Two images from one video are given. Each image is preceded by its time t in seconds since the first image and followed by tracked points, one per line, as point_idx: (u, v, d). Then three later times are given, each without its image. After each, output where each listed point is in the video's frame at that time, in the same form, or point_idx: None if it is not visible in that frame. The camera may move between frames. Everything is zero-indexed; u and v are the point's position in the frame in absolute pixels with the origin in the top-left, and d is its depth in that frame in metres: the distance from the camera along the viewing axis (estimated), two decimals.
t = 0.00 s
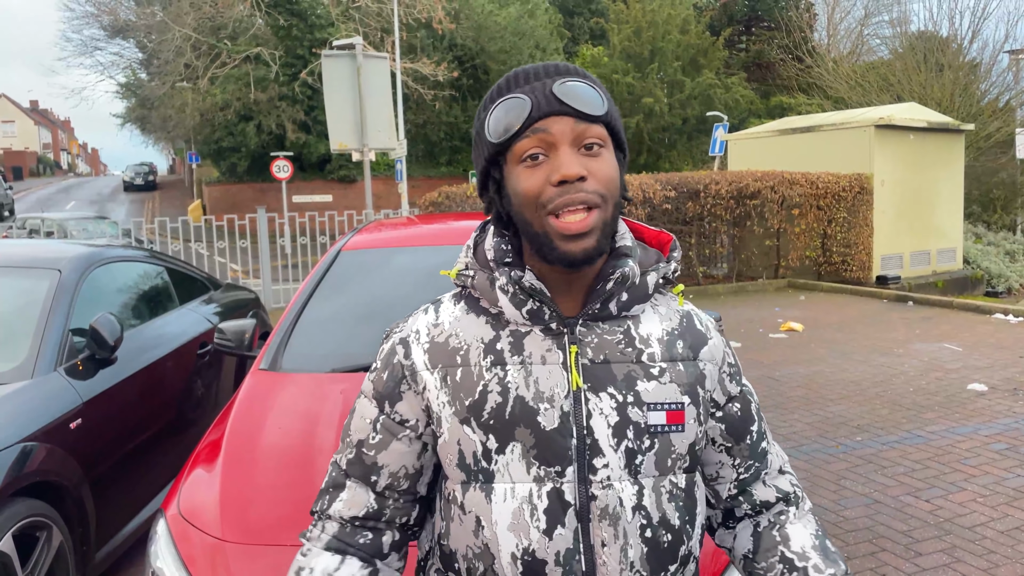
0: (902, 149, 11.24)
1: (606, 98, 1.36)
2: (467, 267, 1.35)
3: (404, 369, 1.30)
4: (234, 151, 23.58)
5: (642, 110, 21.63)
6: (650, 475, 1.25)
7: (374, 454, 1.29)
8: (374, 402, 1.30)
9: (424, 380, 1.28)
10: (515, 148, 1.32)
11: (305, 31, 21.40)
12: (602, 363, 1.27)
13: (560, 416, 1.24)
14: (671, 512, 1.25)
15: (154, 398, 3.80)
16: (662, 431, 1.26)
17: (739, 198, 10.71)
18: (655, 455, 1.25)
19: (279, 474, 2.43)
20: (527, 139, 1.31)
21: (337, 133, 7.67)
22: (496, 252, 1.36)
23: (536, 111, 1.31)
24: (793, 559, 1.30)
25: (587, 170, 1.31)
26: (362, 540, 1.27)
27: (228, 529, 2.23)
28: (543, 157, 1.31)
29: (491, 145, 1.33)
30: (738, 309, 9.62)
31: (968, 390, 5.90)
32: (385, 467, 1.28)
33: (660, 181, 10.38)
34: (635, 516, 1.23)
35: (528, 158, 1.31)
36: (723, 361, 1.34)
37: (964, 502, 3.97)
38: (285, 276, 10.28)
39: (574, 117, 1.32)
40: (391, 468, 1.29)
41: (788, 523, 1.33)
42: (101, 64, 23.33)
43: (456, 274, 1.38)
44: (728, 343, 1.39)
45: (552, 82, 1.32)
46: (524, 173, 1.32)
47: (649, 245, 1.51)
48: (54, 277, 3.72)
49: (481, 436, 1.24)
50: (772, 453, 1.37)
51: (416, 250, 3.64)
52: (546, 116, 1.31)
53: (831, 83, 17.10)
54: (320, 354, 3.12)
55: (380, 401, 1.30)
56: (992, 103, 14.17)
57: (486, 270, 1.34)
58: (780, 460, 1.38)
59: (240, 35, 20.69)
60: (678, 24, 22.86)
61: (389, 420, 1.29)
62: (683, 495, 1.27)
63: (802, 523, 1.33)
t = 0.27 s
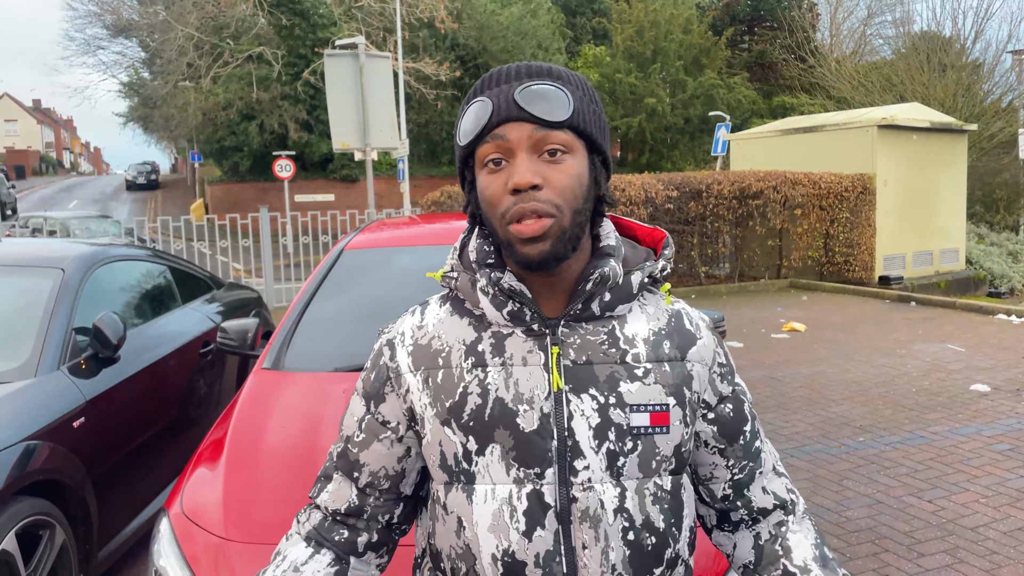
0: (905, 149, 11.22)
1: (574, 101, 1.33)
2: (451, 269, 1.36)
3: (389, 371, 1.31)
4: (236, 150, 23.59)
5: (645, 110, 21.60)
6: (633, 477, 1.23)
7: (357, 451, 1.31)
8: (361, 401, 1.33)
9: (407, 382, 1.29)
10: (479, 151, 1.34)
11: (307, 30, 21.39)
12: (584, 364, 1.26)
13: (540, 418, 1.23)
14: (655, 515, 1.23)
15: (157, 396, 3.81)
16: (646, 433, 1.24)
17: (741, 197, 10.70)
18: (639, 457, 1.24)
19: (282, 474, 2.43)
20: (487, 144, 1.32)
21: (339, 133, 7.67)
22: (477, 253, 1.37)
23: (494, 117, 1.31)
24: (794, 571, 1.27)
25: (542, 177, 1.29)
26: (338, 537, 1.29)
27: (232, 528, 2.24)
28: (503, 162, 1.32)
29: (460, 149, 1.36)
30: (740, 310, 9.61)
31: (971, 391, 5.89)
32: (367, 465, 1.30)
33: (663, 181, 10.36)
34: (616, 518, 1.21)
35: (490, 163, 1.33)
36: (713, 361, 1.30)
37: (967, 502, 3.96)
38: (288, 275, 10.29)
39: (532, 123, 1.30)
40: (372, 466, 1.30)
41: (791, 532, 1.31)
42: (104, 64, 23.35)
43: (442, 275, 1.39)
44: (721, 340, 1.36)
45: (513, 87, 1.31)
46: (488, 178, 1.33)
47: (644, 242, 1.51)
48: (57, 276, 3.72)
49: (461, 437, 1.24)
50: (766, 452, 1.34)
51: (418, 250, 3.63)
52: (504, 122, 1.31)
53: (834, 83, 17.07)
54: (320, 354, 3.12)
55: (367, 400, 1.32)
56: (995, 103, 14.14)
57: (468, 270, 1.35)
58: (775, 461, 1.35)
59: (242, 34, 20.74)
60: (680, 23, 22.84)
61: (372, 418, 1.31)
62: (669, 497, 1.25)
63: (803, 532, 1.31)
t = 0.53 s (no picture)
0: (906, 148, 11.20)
1: (571, 102, 1.32)
2: (447, 267, 1.36)
3: (385, 369, 1.31)
4: (238, 149, 23.58)
5: (647, 109, 21.57)
6: (626, 475, 1.23)
7: (357, 450, 1.31)
8: (360, 400, 1.33)
9: (402, 380, 1.29)
10: (475, 149, 1.33)
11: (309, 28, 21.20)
12: (577, 362, 1.25)
13: (533, 416, 1.23)
14: (649, 514, 1.22)
15: (158, 394, 3.80)
16: (638, 431, 1.23)
17: (743, 197, 10.69)
18: (633, 455, 1.23)
19: (283, 473, 2.43)
20: (481, 143, 1.32)
21: (341, 132, 7.67)
22: (472, 252, 1.37)
23: (489, 117, 1.30)
24: None
25: (534, 179, 1.29)
26: (343, 537, 1.30)
27: (233, 526, 2.24)
28: (497, 162, 1.32)
29: (455, 145, 1.35)
30: (742, 309, 9.60)
31: (972, 391, 5.89)
32: (367, 464, 1.30)
33: (665, 180, 10.34)
34: (609, 517, 1.21)
35: (484, 161, 1.32)
36: (709, 361, 1.30)
37: (968, 502, 3.96)
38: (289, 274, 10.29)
39: (526, 124, 1.30)
40: (371, 465, 1.30)
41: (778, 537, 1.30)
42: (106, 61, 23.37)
43: (438, 273, 1.39)
44: (718, 340, 1.35)
45: (508, 87, 1.30)
46: (482, 177, 1.32)
47: (642, 240, 1.51)
48: (59, 274, 3.73)
49: (455, 435, 1.24)
50: (762, 457, 1.34)
51: (419, 250, 3.62)
52: (499, 121, 1.30)
53: (835, 83, 17.05)
54: (320, 352, 3.12)
55: (366, 399, 1.32)
56: (997, 103, 14.11)
57: (463, 269, 1.35)
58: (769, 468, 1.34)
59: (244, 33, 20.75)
60: (682, 22, 22.79)
61: (371, 417, 1.31)
62: (663, 496, 1.24)
63: (795, 541, 1.30)
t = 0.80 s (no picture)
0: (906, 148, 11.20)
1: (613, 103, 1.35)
2: (452, 264, 1.34)
3: (389, 369, 1.30)
4: (237, 147, 23.56)
5: (647, 108, 21.56)
6: (635, 471, 1.23)
7: (361, 451, 1.30)
8: (362, 401, 1.32)
9: (408, 379, 1.28)
10: (528, 134, 1.28)
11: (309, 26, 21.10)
12: (585, 361, 1.25)
13: (543, 414, 1.23)
14: (657, 509, 1.23)
15: (158, 392, 3.80)
16: (647, 428, 1.24)
17: (743, 196, 10.69)
18: (641, 451, 1.23)
19: (282, 471, 2.42)
20: (538, 129, 1.28)
21: (341, 130, 7.66)
22: (478, 250, 1.35)
23: (551, 103, 1.28)
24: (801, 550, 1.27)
25: (594, 168, 1.28)
26: (343, 543, 1.29)
27: (232, 524, 2.23)
28: (554, 150, 1.28)
29: (501, 130, 1.30)
30: (741, 309, 9.60)
31: (971, 391, 5.89)
32: (371, 464, 1.29)
33: (665, 179, 10.34)
34: (619, 513, 1.21)
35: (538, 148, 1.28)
36: (709, 356, 1.32)
37: (967, 502, 3.96)
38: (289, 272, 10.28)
39: (588, 114, 1.30)
40: (376, 466, 1.29)
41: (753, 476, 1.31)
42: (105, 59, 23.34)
43: (441, 273, 1.38)
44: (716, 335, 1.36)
45: (569, 77, 1.30)
46: (530, 165, 1.28)
47: (639, 238, 1.50)
48: (59, 271, 3.72)
49: (464, 434, 1.24)
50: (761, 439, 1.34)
51: (419, 248, 3.62)
52: (559, 107, 1.29)
53: (836, 83, 17.04)
54: (321, 350, 3.12)
55: (368, 400, 1.31)
56: (997, 103, 14.10)
57: (469, 268, 1.33)
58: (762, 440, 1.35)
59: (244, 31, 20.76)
60: (683, 22, 22.77)
61: (375, 418, 1.30)
62: (670, 491, 1.25)
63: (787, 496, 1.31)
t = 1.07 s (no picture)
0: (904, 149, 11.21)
1: (596, 98, 1.36)
2: (456, 264, 1.34)
3: (396, 369, 1.30)
4: (236, 145, 23.57)
5: (645, 108, 21.58)
6: (639, 471, 1.24)
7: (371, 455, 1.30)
8: (370, 404, 1.31)
9: (414, 378, 1.28)
10: (507, 137, 1.31)
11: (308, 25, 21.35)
12: (590, 360, 1.26)
13: (549, 413, 1.23)
14: (660, 508, 1.25)
15: (155, 391, 3.81)
16: (651, 427, 1.24)
17: (741, 197, 10.71)
18: (645, 450, 1.24)
19: (278, 472, 2.42)
20: (515, 130, 1.30)
21: (340, 129, 7.66)
22: (484, 250, 1.36)
23: (524, 101, 1.30)
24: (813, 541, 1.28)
25: (573, 161, 1.29)
26: (359, 561, 1.29)
27: (228, 522, 2.24)
28: (532, 148, 1.30)
29: (482, 133, 1.32)
30: (739, 309, 9.61)
31: (968, 392, 5.91)
32: (382, 467, 1.29)
33: (662, 179, 10.34)
34: (624, 511, 1.22)
35: (517, 148, 1.30)
36: (711, 356, 1.33)
37: (963, 503, 3.97)
38: (287, 271, 10.29)
39: (562, 110, 1.32)
40: (387, 468, 1.30)
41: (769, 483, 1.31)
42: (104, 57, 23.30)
43: (445, 271, 1.37)
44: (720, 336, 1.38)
45: (543, 76, 1.31)
46: (512, 163, 1.30)
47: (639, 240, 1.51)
48: (56, 270, 3.72)
49: (470, 433, 1.24)
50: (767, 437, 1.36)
51: (417, 246, 3.64)
52: (533, 107, 1.31)
53: (834, 84, 17.07)
54: (321, 349, 3.12)
55: (375, 403, 1.31)
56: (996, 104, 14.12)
57: (475, 267, 1.33)
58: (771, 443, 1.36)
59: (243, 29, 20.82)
60: (682, 22, 22.79)
61: (383, 420, 1.30)
62: (673, 490, 1.26)
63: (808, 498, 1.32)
